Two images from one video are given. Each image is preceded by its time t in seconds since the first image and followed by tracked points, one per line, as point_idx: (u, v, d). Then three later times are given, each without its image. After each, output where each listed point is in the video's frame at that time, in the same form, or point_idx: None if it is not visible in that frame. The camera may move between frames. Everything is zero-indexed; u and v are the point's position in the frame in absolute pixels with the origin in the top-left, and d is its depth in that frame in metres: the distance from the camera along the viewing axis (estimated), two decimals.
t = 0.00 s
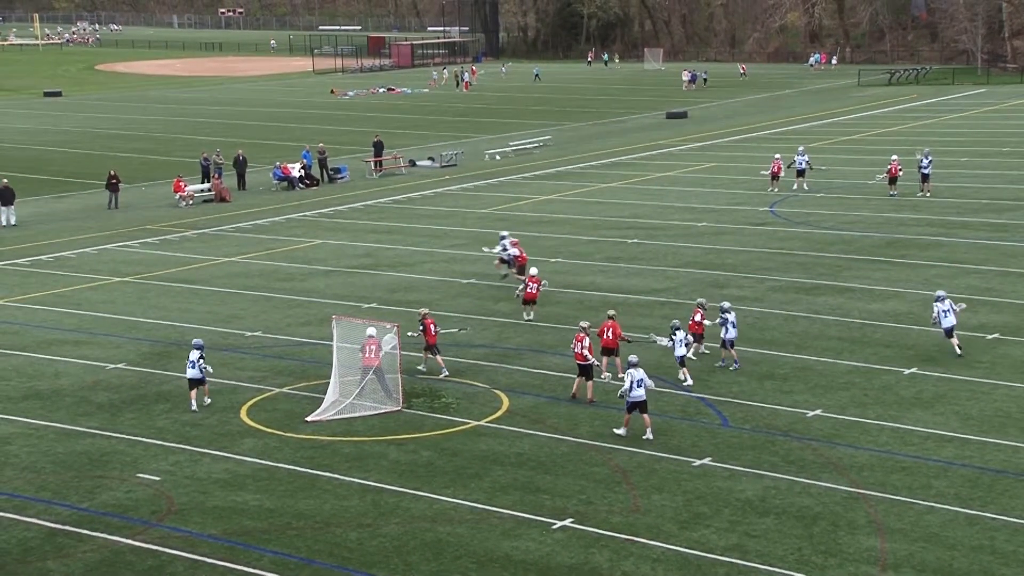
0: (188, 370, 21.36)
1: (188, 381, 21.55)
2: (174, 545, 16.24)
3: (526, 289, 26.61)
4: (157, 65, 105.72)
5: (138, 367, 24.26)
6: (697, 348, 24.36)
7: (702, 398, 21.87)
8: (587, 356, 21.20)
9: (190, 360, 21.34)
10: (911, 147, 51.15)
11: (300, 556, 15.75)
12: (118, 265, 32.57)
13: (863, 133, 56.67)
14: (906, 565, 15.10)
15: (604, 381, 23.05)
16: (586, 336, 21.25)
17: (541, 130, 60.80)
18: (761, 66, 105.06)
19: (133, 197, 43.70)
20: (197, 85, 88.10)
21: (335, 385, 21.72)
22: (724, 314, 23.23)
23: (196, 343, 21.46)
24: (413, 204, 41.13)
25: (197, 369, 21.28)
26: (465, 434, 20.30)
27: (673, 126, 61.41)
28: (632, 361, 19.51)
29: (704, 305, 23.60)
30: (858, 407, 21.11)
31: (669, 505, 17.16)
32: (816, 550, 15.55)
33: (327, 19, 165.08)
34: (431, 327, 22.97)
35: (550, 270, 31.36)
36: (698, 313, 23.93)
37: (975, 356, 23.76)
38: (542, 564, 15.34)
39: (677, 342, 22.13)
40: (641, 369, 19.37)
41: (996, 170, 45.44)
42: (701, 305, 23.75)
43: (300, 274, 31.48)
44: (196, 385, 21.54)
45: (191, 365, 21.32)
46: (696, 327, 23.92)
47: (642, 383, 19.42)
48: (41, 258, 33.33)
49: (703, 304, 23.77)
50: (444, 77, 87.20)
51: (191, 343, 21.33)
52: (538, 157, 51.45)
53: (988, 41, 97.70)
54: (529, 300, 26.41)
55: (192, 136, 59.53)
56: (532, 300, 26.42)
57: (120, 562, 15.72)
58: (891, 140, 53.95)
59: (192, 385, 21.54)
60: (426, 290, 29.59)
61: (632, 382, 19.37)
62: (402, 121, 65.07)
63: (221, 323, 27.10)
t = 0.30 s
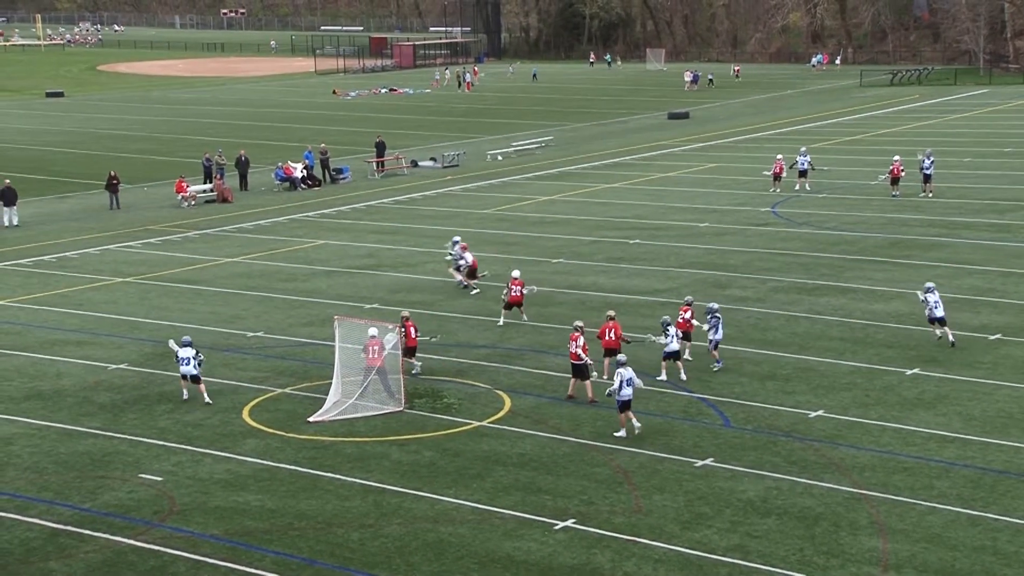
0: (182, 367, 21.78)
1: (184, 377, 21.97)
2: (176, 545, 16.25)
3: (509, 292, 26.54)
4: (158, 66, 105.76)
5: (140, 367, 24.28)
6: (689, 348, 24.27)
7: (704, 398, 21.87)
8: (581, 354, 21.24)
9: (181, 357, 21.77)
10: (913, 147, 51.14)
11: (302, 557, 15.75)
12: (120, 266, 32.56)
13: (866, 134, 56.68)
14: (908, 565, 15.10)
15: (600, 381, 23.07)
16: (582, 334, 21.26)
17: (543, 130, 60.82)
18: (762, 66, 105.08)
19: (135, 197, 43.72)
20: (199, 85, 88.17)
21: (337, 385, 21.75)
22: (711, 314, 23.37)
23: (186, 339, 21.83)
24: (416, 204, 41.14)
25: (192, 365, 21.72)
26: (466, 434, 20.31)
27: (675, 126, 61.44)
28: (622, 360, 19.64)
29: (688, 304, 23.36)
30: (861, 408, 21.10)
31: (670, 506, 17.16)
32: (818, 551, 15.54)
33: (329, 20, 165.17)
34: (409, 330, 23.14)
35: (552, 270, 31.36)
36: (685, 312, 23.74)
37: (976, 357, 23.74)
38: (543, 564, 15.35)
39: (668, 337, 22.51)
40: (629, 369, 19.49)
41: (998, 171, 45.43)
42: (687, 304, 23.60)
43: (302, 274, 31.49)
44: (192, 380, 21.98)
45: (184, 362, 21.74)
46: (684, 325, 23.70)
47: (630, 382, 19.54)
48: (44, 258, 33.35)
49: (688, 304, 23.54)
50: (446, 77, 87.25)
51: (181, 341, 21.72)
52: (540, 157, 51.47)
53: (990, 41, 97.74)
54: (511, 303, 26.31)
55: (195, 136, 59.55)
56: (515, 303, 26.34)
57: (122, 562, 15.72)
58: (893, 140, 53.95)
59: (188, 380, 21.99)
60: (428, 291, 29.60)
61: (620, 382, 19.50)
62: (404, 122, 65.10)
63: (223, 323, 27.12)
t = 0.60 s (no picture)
0: (159, 360, 22.20)
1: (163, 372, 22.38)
2: (177, 545, 16.25)
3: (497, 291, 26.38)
4: (158, 66, 105.73)
5: (140, 367, 24.30)
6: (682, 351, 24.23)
7: (704, 399, 21.87)
8: (574, 353, 21.31)
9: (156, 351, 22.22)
10: (914, 148, 51.15)
11: (303, 557, 15.75)
12: (120, 266, 32.54)
13: (866, 134, 56.68)
14: (909, 565, 15.10)
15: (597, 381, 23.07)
16: (574, 333, 21.35)
17: (543, 130, 60.79)
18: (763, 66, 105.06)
19: (136, 197, 43.70)
20: (199, 86, 88.13)
21: (338, 384, 21.76)
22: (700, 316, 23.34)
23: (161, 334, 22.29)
24: (416, 204, 41.14)
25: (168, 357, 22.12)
26: (467, 434, 20.32)
27: (675, 126, 61.45)
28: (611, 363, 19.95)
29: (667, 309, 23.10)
30: (861, 408, 21.10)
31: (670, 506, 17.17)
32: (818, 551, 15.54)
33: (329, 20, 165.15)
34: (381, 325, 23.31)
35: (552, 270, 31.36)
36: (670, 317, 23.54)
37: (976, 357, 23.75)
38: (543, 565, 15.35)
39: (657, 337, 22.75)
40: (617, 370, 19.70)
41: (999, 171, 45.43)
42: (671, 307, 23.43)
43: (302, 274, 31.49)
44: (171, 374, 22.38)
45: (161, 356, 22.18)
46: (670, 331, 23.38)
47: (618, 382, 19.74)
48: (44, 258, 33.34)
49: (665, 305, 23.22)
50: (446, 78, 87.20)
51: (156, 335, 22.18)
52: (541, 157, 51.47)
53: (991, 41, 97.81)
54: (501, 301, 26.08)
55: (196, 136, 59.50)
56: (507, 302, 26.11)
57: (122, 563, 15.71)
58: (893, 141, 53.97)
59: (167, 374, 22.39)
60: (428, 291, 29.61)
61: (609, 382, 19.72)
62: (405, 122, 65.07)
63: (223, 323, 27.13)
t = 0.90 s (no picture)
0: (137, 355, 22.39)
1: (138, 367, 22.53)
2: (180, 545, 16.26)
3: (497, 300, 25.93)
4: (161, 66, 105.70)
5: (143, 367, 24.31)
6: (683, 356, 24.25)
7: (708, 399, 21.86)
8: (571, 353, 21.35)
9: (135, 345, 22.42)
10: (917, 148, 51.13)
11: (306, 557, 15.75)
12: (123, 266, 32.53)
13: (870, 134, 56.64)
14: (912, 565, 15.11)
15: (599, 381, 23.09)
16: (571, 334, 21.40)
17: (546, 130, 60.76)
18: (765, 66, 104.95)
19: (138, 198, 43.68)
20: (201, 86, 88.09)
21: (340, 384, 21.77)
22: (694, 316, 23.31)
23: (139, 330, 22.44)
24: (419, 205, 41.13)
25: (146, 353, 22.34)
26: (470, 434, 20.31)
27: (678, 126, 61.44)
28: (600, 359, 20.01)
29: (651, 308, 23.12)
30: (864, 408, 21.09)
31: (673, 506, 17.16)
32: (822, 552, 15.54)
33: (332, 21, 165.11)
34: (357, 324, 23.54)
35: (555, 271, 31.35)
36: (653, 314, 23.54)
37: (980, 358, 23.73)
38: (546, 565, 15.34)
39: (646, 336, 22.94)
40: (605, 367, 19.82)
41: (1002, 171, 45.38)
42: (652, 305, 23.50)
43: (305, 274, 31.48)
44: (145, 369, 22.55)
45: (139, 351, 22.39)
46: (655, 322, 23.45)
47: (608, 380, 19.87)
48: (47, 259, 33.34)
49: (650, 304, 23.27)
50: (449, 78, 87.14)
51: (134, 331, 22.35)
52: (543, 157, 51.44)
53: (994, 41, 97.74)
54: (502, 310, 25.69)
55: (199, 137, 59.47)
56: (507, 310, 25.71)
57: (126, 562, 15.72)
58: (896, 141, 53.94)
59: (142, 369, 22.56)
60: (431, 291, 29.59)
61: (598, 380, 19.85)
62: (407, 122, 65.05)
63: (226, 323, 27.13)
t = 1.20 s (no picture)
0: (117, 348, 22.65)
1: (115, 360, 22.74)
2: (188, 545, 16.27)
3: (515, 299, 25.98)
4: (169, 67, 105.79)
5: (151, 367, 24.35)
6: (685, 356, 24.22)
7: (716, 400, 21.85)
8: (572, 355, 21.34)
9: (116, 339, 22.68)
10: (926, 148, 51.04)
11: (313, 557, 15.76)
12: (132, 267, 32.57)
13: (878, 134, 56.55)
14: (921, 567, 15.08)
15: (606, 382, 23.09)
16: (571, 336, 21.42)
17: (553, 131, 60.75)
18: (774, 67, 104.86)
19: (147, 198, 43.74)
20: (210, 87, 88.20)
21: (348, 384, 21.78)
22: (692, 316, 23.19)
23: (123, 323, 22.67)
24: (426, 205, 41.14)
25: (125, 347, 22.58)
26: (477, 435, 20.30)
27: (685, 127, 61.42)
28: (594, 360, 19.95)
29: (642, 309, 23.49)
30: (872, 410, 21.06)
31: (680, 507, 17.15)
32: (830, 553, 15.51)
33: (341, 21, 165.17)
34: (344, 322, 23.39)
35: (563, 271, 31.32)
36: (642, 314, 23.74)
37: (988, 359, 23.70)
38: (553, 565, 15.33)
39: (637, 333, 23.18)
40: (600, 368, 19.71)
41: (1011, 172, 45.28)
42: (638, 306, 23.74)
43: (312, 275, 31.51)
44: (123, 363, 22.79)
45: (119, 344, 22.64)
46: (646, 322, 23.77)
47: (605, 381, 19.78)
48: (56, 259, 33.39)
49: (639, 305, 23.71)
50: (456, 78, 87.19)
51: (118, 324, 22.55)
52: (551, 158, 51.43)
53: (1003, 41, 97.57)
54: (519, 309, 25.68)
55: (207, 137, 59.55)
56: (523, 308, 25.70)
57: (134, 562, 15.73)
58: (905, 141, 53.85)
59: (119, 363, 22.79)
60: (438, 292, 29.62)
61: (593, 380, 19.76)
62: (415, 123, 65.08)
63: (235, 323, 27.16)
